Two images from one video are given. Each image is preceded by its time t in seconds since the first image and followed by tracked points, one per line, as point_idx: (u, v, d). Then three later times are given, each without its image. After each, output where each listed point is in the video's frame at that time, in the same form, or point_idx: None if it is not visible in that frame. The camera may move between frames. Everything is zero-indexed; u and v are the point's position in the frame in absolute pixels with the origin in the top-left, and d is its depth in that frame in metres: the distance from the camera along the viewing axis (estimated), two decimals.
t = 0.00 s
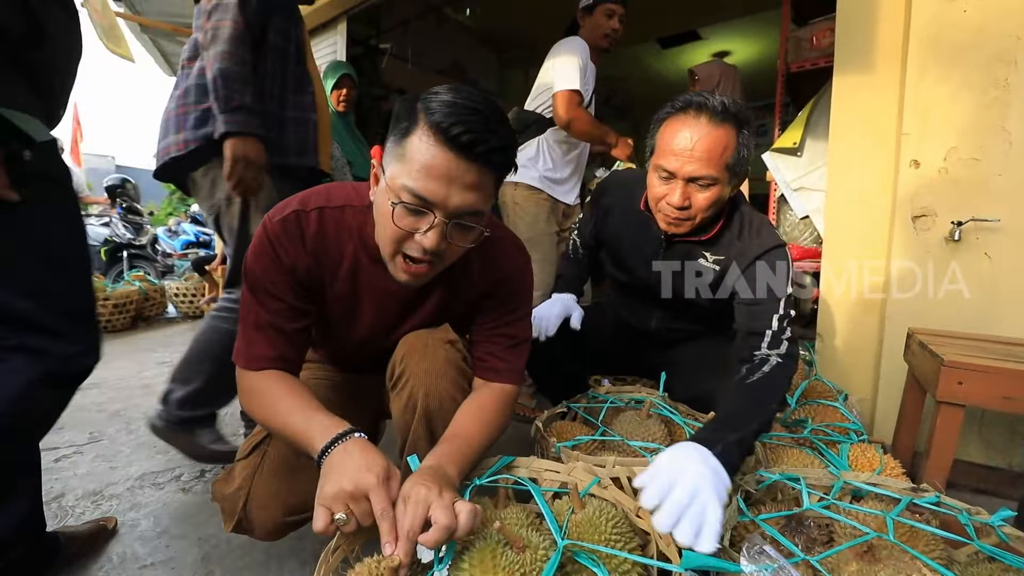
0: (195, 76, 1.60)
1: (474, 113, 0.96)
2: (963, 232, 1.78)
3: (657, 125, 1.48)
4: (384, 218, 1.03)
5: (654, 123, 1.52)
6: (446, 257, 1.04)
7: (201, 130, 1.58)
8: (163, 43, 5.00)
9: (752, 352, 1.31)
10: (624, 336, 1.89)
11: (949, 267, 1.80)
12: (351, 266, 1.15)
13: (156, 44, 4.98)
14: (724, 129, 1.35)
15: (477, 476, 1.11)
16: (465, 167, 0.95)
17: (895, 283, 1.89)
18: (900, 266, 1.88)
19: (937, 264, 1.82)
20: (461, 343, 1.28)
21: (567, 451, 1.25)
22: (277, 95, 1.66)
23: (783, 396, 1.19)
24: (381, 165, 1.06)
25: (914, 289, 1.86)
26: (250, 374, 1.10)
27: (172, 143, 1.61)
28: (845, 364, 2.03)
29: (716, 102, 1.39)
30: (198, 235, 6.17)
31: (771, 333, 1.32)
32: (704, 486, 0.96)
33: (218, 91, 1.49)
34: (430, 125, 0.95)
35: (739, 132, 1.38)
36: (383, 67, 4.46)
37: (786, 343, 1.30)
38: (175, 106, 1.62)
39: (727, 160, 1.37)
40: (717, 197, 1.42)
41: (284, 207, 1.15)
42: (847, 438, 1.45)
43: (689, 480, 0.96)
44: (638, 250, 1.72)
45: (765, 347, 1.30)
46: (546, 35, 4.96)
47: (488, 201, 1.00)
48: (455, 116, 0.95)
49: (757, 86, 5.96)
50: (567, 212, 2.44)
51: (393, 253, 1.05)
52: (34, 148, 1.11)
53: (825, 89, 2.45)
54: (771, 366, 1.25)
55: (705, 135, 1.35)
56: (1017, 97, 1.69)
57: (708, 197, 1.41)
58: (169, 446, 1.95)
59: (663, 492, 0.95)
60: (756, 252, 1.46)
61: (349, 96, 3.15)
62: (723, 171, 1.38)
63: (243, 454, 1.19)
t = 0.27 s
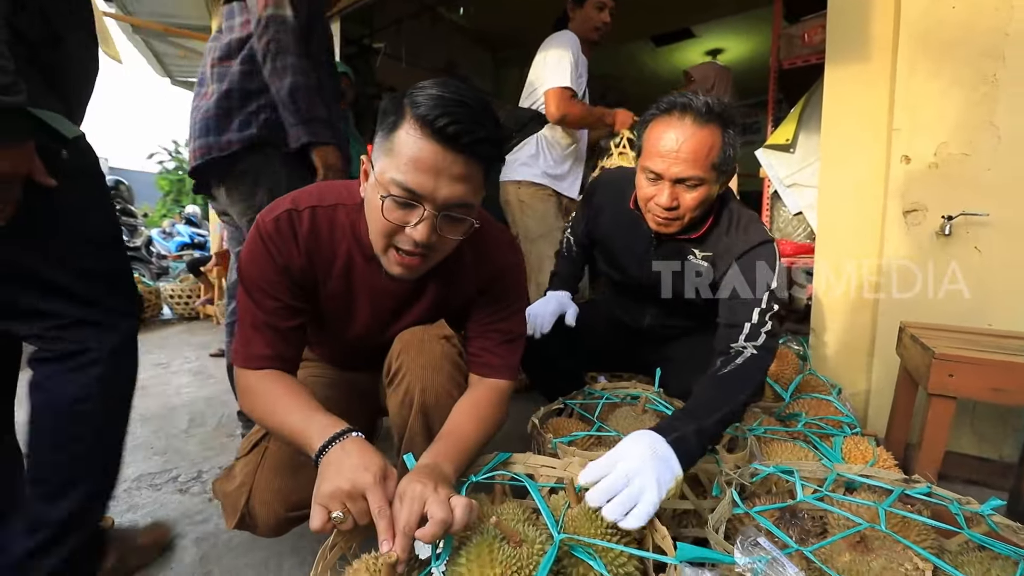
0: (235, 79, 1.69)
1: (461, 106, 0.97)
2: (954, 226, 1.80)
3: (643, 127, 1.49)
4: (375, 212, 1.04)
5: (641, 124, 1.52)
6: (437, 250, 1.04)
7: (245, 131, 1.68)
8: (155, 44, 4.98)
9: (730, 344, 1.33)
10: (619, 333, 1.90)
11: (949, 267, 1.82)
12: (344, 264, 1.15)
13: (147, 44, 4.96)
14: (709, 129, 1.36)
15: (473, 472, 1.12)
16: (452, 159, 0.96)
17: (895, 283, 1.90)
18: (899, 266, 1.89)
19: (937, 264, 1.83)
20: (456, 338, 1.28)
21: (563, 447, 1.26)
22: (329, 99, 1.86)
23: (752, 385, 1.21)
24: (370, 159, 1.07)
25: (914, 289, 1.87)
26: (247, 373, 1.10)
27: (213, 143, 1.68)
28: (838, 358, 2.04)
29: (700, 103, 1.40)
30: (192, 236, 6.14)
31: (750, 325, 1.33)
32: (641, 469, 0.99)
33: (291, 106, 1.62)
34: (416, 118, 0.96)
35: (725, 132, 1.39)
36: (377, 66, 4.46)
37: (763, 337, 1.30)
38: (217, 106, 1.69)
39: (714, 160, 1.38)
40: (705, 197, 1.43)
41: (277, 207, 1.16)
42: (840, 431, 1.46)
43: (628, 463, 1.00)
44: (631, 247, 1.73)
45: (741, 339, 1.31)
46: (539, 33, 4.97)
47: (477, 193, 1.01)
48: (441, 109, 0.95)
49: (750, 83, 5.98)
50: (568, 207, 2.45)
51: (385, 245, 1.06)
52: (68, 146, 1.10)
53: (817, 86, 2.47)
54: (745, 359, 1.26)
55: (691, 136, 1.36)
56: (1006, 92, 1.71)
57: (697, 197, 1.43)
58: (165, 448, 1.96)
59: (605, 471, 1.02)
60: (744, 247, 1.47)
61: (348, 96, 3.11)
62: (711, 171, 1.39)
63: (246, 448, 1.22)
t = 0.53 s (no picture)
0: (279, 88, 1.77)
1: (452, 87, 0.98)
2: (944, 223, 1.82)
3: (628, 137, 1.49)
4: (368, 195, 1.05)
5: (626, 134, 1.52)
6: (430, 230, 1.05)
7: (288, 140, 1.77)
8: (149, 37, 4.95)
9: (718, 332, 1.34)
10: (612, 326, 1.91)
11: (949, 266, 1.83)
12: (341, 252, 1.16)
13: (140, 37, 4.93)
14: (694, 140, 1.36)
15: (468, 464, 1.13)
16: (442, 137, 0.97)
17: (895, 283, 1.91)
18: (900, 265, 1.89)
19: (937, 264, 1.84)
20: (450, 329, 1.29)
21: (557, 438, 1.28)
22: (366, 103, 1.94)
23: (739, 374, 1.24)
24: (363, 144, 1.09)
25: (914, 288, 1.88)
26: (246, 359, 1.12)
27: (258, 150, 1.76)
28: (829, 352, 2.07)
29: (679, 113, 1.37)
30: (186, 230, 6.12)
31: (739, 312, 1.34)
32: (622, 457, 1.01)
33: (340, 118, 1.72)
34: (406, 98, 0.98)
35: (708, 140, 1.38)
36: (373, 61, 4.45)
37: (751, 324, 1.32)
38: (260, 113, 1.76)
39: (700, 166, 1.38)
40: (695, 201, 1.45)
41: (273, 194, 1.17)
42: (830, 423, 1.48)
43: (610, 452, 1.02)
44: (624, 241, 1.75)
45: (729, 326, 1.33)
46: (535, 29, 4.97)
47: (468, 172, 1.02)
48: (431, 88, 0.97)
49: (745, 79, 5.99)
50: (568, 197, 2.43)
51: (378, 226, 1.07)
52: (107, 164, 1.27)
53: (811, 82, 2.48)
54: (732, 346, 1.28)
55: (675, 146, 1.36)
56: (996, 89, 1.73)
57: (687, 203, 1.44)
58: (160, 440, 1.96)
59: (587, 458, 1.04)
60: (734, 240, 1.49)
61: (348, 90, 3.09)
62: (698, 178, 1.39)
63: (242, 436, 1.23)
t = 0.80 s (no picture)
0: (319, 99, 1.82)
1: (452, 78, 1.00)
2: (942, 223, 1.82)
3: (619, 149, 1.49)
4: (371, 186, 1.06)
5: (618, 145, 1.52)
6: (430, 220, 1.05)
7: (323, 151, 1.85)
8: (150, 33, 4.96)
9: (707, 325, 1.38)
10: (611, 324, 1.92)
11: (949, 267, 1.83)
12: (348, 245, 1.17)
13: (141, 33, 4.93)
14: (686, 153, 1.36)
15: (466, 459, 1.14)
16: (444, 126, 0.98)
17: (895, 283, 1.91)
18: (900, 266, 1.89)
19: (937, 265, 1.85)
20: (450, 322, 1.30)
21: (556, 434, 1.29)
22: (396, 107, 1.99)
23: (727, 365, 1.27)
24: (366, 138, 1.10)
25: (914, 288, 1.88)
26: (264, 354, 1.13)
27: (294, 157, 1.82)
28: (827, 351, 2.08)
29: (669, 127, 1.37)
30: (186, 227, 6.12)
31: (729, 304, 1.37)
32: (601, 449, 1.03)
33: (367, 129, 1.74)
34: (408, 89, 0.99)
35: (700, 150, 1.38)
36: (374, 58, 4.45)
37: (740, 315, 1.35)
38: (299, 120, 1.82)
39: (692, 178, 1.39)
40: (690, 207, 1.46)
41: (276, 191, 1.17)
42: (827, 421, 1.49)
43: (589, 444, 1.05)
44: (623, 239, 1.76)
45: (718, 318, 1.36)
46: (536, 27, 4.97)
47: (468, 160, 1.03)
48: (432, 79, 0.99)
49: (745, 80, 5.99)
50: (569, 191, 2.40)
51: (381, 217, 1.07)
52: (163, 169, 1.43)
53: (812, 83, 2.48)
54: (717, 339, 1.32)
55: (665, 162, 1.36)
56: (994, 89, 1.74)
57: (683, 209, 1.45)
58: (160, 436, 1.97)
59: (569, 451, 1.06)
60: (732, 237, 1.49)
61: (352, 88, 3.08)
62: (687, 188, 1.40)
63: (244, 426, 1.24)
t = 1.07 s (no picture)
0: (329, 98, 1.81)
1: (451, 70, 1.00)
2: (940, 213, 1.82)
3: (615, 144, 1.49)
4: (371, 179, 1.05)
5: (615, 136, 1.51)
6: (432, 212, 1.05)
7: (331, 152, 1.85)
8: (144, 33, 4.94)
9: (707, 317, 1.37)
10: (610, 317, 1.92)
11: (950, 267, 1.83)
12: (357, 238, 1.17)
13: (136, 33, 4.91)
14: (678, 148, 1.35)
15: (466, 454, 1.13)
16: (444, 120, 0.98)
17: (895, 283, 1.91)
18: (900, 266, 1.90)
19: (937, 265, 1.85)
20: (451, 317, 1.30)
21: (556, 428, 1.28)
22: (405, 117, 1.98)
23: (727, 356, 1.28)
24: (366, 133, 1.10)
25: (914, 289, 1.89)
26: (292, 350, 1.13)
27: (302, 156, 1.82)
28: (827, 343, 2.08)
29: (660, 122, 1.36)
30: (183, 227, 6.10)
31: (728, 296, 1.37)
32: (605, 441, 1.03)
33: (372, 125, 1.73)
34: (408, 82, 0.99)
35: (692, 145, 1.37)
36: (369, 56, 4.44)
37: (740, 307, 1.35)
38: (309, 121, 1.82)
39: (683, 172, 1.38)
40: (685, 200, 1.45)
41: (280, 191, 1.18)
42: (827, 412, 1.49)
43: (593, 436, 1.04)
44: (621, 233, 1.76)
45: (718, 310, 1.36)
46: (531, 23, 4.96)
47: (469, 154, 1.02)
48: (432, 72, 0.98)
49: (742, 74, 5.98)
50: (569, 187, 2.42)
51: (382, 210, 1.06)
52: (170, 169, 1.44)
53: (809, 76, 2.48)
54: (718, 330, 1.32)
55: (659, 156, 1.36)
56: (990, 79, 1.73)
57: (677, 203, 1.45)
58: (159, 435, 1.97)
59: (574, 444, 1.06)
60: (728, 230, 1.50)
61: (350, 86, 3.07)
62: (682, 182, 1.40)
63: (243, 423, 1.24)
